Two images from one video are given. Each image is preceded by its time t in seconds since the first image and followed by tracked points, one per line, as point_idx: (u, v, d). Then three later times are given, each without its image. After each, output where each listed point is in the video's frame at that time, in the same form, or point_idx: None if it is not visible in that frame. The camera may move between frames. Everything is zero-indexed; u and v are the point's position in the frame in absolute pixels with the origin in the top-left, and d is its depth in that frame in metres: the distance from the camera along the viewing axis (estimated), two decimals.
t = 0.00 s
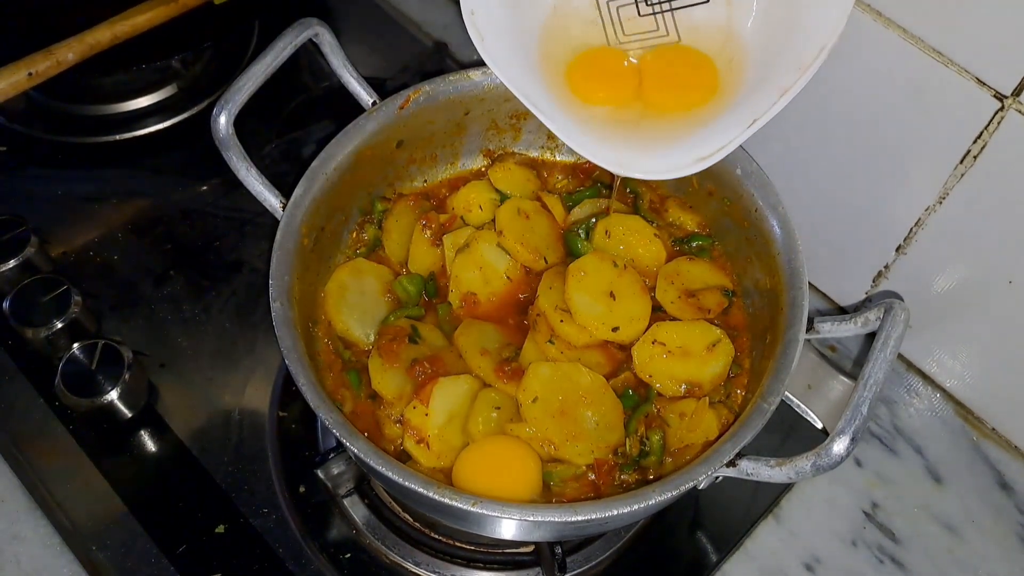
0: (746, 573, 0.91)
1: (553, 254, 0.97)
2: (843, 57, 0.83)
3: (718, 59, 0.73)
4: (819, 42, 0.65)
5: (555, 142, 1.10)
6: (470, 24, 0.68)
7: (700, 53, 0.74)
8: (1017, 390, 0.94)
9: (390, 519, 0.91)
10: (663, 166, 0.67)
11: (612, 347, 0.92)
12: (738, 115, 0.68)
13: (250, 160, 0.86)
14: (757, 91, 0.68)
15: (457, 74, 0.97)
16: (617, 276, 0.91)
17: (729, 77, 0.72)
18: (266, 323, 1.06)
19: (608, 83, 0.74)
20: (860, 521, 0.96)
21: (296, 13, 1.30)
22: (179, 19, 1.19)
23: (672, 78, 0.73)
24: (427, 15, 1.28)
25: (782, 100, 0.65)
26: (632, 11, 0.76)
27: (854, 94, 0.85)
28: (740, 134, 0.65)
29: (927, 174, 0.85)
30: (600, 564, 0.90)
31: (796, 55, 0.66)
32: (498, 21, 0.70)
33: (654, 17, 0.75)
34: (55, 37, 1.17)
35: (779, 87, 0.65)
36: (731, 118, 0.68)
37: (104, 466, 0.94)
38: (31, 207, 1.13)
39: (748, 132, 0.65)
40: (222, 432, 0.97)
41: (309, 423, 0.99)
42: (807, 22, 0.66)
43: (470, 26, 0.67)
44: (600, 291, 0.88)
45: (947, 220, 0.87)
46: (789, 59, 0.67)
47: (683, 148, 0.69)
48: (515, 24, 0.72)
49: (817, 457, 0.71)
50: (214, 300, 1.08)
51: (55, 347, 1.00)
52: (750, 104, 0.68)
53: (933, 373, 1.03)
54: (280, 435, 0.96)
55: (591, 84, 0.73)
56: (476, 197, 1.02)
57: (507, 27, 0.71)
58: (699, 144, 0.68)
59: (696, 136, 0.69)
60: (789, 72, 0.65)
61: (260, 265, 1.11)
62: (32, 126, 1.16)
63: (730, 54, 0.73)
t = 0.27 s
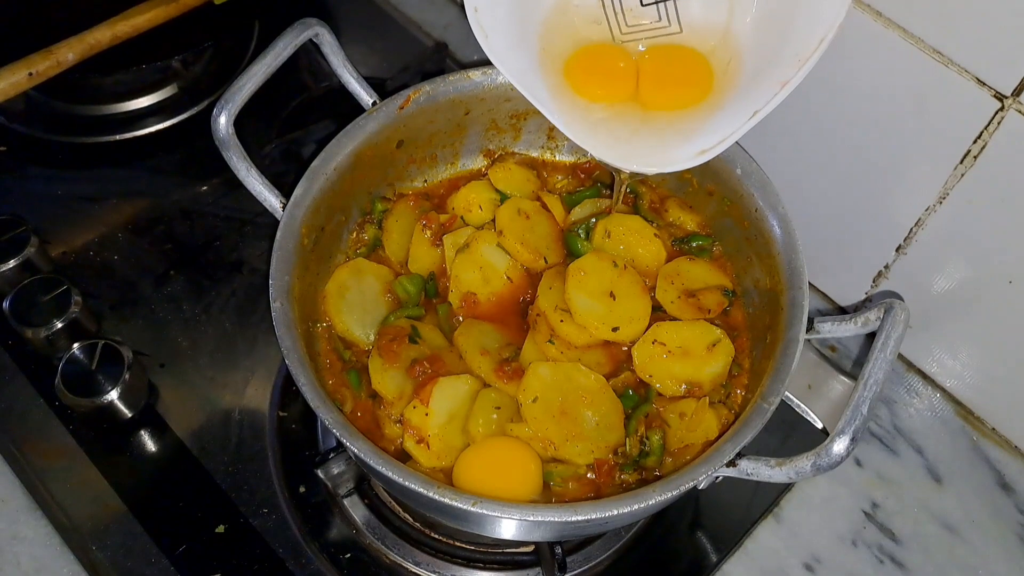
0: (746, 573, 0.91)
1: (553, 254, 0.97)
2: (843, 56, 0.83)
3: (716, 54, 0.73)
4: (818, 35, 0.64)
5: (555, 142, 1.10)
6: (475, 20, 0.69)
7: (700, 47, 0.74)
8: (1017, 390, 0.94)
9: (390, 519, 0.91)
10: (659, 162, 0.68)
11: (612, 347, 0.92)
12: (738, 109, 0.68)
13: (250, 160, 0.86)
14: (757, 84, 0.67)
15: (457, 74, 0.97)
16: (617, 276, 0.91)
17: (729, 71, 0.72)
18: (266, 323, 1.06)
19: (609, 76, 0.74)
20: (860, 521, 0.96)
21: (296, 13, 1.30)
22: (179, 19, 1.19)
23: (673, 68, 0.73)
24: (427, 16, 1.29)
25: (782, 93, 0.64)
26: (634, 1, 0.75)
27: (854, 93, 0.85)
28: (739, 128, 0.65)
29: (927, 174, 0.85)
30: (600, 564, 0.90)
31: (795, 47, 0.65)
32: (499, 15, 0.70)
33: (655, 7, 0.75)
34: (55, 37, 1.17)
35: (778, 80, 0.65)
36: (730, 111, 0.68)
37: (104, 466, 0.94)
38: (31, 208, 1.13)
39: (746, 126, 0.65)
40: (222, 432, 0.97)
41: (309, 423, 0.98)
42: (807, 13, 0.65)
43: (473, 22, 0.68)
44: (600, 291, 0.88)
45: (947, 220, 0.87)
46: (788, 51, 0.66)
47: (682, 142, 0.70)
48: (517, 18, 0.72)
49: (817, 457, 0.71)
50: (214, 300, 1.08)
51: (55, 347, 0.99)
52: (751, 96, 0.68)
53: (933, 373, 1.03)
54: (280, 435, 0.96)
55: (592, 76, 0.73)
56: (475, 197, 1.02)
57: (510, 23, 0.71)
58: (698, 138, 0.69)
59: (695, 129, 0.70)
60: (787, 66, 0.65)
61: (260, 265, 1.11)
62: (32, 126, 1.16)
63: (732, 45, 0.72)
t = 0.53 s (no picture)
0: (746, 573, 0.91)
1: (553, 254, 0.97)
2: (843, 56, 0.83)
3: (721, 40, 0.72)
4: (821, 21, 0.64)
5: (556, 142, 1.10)
6: (479, 18, 0.68)
7: (702, 33, 0.73)
8: (1017, 390, 0.94)
9: (390, 519, 0.91)
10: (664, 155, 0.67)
11: (612, 347, 0.92)
12: (742, 95, 0.67)
13: (250, 160, 0.86)
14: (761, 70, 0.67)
15: (457, 74, 0.97)
16: (617, 276, 0.91)
17: (733, 56, 0.71)
18: (266, 324, 1.06)
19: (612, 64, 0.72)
20: (860, 521, 0.96)
21: (296, 13, 1.30)
22: (178, 19, 1.19)
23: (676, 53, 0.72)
24: (427, 15, 1.29)
25: (786, 81, 0.64)
26: None
27: (854, 93, 0.85)
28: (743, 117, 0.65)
29: (927, 174, 0.85)
30: (600, 564, 0.90)
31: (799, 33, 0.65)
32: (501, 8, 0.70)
33: None
34: (55, 37, 1.17)
35: (782, 67, 0.65)
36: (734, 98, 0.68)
37: (105, 466, 0.94)
38: (31, 208, 1.13)
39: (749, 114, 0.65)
40: (222, 433, 0.97)
41: (310, 423, 0.99)
42: None
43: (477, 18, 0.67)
44: (600, 291, 0.88)
45: (947, 221, 0.87)
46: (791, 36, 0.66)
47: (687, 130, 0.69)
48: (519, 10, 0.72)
49: (817, 457, 0.71)
50: (214, 300, 1.08)
51: (55, 347, 0.99)
52: (755, 85, 0.67)
53: (933, 373, 1.03)
54: (280, 435, 0.96)
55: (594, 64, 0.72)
56: (475, 197, 1.02)
57: (514, 19, 0.71)
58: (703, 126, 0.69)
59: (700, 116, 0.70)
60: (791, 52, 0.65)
61: (260, 265, 1.11)
62: (32, 126, 1.17)
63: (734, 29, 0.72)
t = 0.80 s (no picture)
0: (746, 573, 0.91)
1: (554, 254, 0.97)
2: (843, 56, 0.83)
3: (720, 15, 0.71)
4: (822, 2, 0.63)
5: (555, 142, 1.10)
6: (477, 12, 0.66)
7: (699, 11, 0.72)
8: (1017, 390, 0.94)
9: (390, 519, 0.91)
10: (666, 144, 0.67)
11: (612, 347, 0.92)
12: (744, 80, 0.67)
13: (250, 160, 0.86)
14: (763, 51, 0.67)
15: (457, 74, 0.97)
16: (617, 276, 0.91)
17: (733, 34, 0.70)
18: (266, 324, 1.06)
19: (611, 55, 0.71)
20: (860, 521, 0.97)
21: (295, 13, 1.30)
22: (178, 19, 1.19)
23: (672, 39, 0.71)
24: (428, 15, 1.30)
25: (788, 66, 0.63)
26: None
27: (854, 93, 0.85)
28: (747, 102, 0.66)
29: (926, 174, 0.85)
30: (600, 564, 0.90)
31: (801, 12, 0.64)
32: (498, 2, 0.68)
33: None
34: (55, 37, 1.17)
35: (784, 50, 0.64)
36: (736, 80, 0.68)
37: (104, 466, 0.94)
38: (32, 208, 1.13)
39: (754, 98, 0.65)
40: (222, 433, 0.97)
41: (310, 423, 0.99)
42: None
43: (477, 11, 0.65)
44: (600, 291, 0.88)
45: (947, 220, 0.87)
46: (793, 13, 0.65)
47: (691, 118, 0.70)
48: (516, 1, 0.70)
49: (817, 457, 0.71)
50: (214, 300, 1.08)
51: (55, 347, 0.99)
52: (754, 71, 0.67)
53: (933, 373, 1.03)
54: (280, 435, 0.96)
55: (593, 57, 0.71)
56: (475, 197, 1.02)
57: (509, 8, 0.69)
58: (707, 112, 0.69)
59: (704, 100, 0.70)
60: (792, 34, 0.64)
61: (260, 265, 1.11)
62: (31, 126, 1.16)
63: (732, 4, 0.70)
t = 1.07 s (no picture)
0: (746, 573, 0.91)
1: (554, 254, 0.97)
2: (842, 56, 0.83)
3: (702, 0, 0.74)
4: None
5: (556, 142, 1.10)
6: None
7: None
8: (1017, 390, 0.94)
9: (390, 519, 0.91)
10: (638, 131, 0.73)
11: (612, 346, 0.92)
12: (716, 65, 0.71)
13: (250, 160, 0.86)
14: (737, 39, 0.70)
15: (457, 74, 0.97)
16: (617, 276, 0.91)
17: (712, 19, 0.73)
18: (266, 324, 1.06)
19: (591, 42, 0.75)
20: (860, 521, 0.96)
21: (295, 13, 1.30)
22: (179, 19, 1.19)
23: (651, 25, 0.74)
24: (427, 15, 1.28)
25: (756, 53, 0.67)
26: None
27: (854, 92, 0.85)
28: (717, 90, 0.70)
29: (926, 174, 0.85)
30: (600, 564, 0.90)
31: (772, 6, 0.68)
32: None
33: None
34: (55, 37, 1.17)
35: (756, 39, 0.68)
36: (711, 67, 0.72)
37: (104, 466, 0.94)
38: (32, 208, 1.13)
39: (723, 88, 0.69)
40: (222, 433, 0.97)
41: (310, 423, 0.99)
42: None
43: None
44: (600, 291, 0.88)
45: (947, 220, 0.87)
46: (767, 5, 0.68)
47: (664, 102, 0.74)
48: None
49: (817, 457, 0.71)
50: (214, 300, 1.08)
51: (55, 347, 1.00)
52: (721, 55, 0.71)
53: (933, 373, 1.03)
54: (280, 435, 0.96)
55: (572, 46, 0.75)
56: (475, 197, 1.02)
57: None
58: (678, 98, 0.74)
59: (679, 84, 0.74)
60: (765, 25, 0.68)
61: (260, 265, 1.11)
62: (31, 125, 1.16)
63: None
